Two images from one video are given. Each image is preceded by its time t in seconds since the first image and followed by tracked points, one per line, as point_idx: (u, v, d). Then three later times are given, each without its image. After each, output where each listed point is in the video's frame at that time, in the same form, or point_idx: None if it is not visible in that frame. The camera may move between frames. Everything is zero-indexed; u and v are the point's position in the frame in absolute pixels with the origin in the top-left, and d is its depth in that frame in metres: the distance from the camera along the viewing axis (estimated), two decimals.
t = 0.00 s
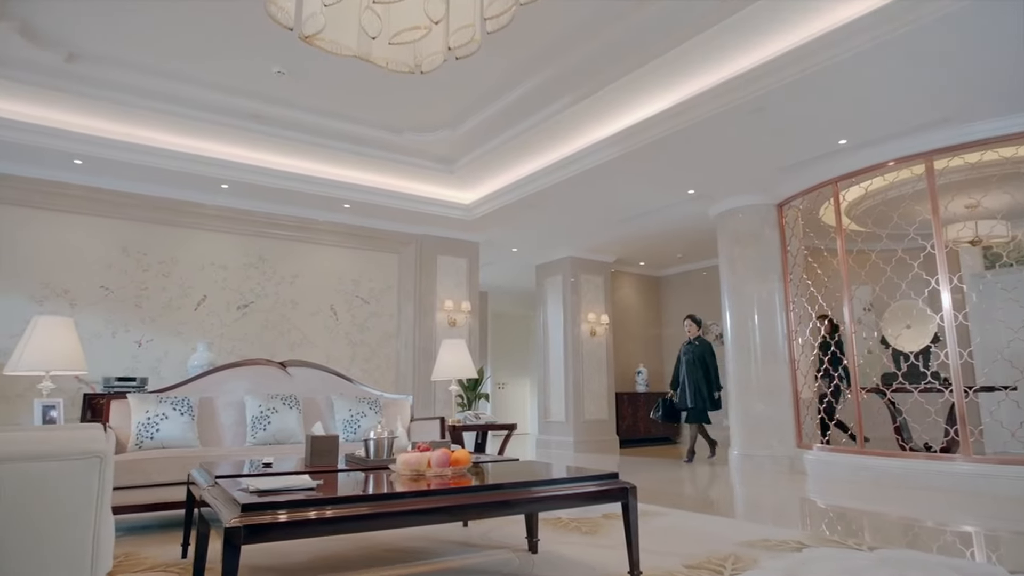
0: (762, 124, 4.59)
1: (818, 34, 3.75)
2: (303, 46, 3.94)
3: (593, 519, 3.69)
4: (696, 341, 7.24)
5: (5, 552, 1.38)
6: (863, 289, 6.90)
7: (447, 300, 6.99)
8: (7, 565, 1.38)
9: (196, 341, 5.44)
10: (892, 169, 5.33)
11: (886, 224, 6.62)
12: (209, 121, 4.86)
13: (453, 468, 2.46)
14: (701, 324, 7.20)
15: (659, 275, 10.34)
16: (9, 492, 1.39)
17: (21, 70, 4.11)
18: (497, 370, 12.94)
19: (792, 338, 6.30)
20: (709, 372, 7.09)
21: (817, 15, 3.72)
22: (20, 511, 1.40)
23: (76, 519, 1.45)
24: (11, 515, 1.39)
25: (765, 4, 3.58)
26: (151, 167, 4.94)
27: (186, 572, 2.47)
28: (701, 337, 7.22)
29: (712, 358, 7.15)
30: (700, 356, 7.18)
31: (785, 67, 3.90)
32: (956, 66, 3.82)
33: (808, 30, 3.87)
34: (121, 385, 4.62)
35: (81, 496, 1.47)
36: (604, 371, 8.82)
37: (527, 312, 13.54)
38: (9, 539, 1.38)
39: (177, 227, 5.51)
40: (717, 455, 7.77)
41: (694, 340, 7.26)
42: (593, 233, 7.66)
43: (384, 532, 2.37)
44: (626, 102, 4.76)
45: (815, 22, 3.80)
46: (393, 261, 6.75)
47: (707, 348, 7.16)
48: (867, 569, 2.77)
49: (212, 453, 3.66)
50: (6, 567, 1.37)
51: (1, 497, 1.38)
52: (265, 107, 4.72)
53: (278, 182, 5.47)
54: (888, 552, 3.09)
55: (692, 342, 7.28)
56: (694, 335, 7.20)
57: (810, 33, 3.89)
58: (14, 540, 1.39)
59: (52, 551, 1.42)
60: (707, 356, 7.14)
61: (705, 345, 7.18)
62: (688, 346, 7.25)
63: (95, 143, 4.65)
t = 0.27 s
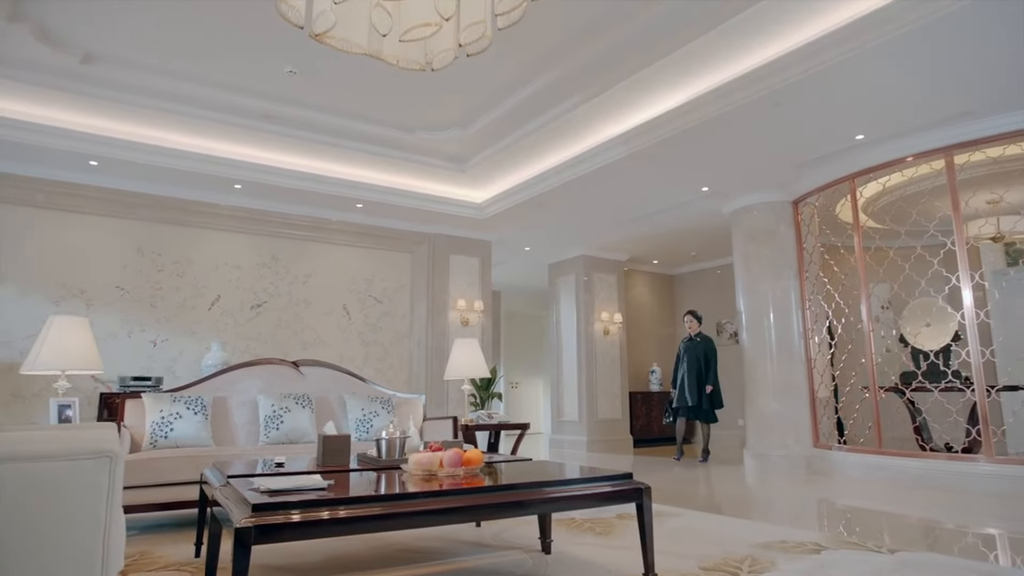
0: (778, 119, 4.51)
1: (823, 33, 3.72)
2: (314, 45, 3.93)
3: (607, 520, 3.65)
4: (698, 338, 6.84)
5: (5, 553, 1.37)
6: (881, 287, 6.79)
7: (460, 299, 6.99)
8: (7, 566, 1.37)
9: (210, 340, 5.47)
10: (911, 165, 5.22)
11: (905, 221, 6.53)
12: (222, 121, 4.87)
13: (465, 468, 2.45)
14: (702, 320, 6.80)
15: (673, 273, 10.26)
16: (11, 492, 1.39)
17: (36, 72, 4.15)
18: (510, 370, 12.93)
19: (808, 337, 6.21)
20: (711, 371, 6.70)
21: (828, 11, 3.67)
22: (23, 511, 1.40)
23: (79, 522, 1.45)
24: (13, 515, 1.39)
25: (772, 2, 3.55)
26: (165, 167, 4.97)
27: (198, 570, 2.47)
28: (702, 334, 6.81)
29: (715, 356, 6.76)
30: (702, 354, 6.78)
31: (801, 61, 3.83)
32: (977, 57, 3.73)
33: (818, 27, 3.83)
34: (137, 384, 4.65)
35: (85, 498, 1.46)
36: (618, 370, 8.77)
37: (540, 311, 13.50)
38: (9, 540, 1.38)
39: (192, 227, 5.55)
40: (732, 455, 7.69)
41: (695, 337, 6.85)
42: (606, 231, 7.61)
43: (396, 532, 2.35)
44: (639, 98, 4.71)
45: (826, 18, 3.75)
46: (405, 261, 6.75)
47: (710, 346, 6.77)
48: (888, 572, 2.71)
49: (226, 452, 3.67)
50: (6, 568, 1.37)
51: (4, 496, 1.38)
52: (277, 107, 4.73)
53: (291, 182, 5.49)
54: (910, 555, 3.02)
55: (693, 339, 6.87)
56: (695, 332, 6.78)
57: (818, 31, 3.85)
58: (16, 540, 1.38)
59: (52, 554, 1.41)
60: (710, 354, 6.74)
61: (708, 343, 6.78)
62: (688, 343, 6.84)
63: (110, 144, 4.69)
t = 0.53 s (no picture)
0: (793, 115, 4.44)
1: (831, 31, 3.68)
2: (323, 43, 3.92)
3: (620, 520, 3.62)
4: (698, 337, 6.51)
5: (7, 553, 1.36)
6: (897, 285, 6.69)
7: (471, 298, 6.98)
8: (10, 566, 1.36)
9: (223, 340, 5.50)
10: (928, 161, 5.13)
11: (922, 218, 6.42)
12: (234, 121, 4.89)
13: (476, 468, 2.43)
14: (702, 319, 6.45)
15: (685, 272, 10.19)
16: (9, 491, 1.38)
17: (49, 73, 4.18)
18: (521, 369, 12.91)
19: (823, 336, 6.14)
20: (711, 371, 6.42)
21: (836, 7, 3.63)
22: (25, 513, 1.39)
23: (80, 520, 1.44)
24: (14, 513, 1.38)
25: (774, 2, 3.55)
26: (177, 168, 5.00)
27: (209, 570, 2.46)
28: (702, 333, 6.46)
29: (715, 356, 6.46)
30: (703, 354, 6.46)
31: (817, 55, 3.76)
32: (998, 50, 3.65)
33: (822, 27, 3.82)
34: (151, 383, 4.68)
35: (89, 497, 1.45)
36: (630, 369, 8.72)
37: (552, 311, 13.47)
38: (13, 540, 1.37)
39: (204, 227, 5.58)
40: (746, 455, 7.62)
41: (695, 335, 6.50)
42: (618, 230, 7.57)
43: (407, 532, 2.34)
44: (651, 96, 4.66)
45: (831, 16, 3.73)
46: (417, 260, 6.74)
47: (711, 345, 6.46)
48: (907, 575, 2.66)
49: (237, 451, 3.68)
50: (10, 568, 1.37)
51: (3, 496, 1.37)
52: (287, 107, 4.74)
53: (302, 182, 5.50)
54: (930, 558, 2.96)
55: (692, 339, 6.52)
56: (696, 331, 6.44)
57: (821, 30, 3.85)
58: (20, 538, 1.38)
59: (54, 553, 1.40)
60: (711, 353, 6.43)
61: (709, 342, 6.47)
62: (687, 343, 6.50)
63: (123, 145, 4.72)
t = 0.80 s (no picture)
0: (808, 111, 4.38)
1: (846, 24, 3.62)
2: (333, 43, 3.92)
3: (633, 521, 3.59)
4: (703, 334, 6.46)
5: (9, 553, 1.36)
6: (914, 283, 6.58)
7: (483, 298, 6.97)
8: (13, 566, 1.36)
9: (236, 340, 5.53)
10: (946, 156, 5.03)
11: (940, 215, 6.30)
12: (246, 122, 4.91)
13: (487, 468, 2.41)
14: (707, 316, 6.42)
15: (698, 270, 10.11)
16: (13, 491, 1.38)
17: (63, 76, 4.21)
18: (533, 368, 12.89)
19: (838, 335, 6.05)
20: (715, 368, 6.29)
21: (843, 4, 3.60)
22: (32, 513, 1.39)
23: (83, 519, 1.43)
24: (14, 513, 1.37)
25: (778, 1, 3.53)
26: (190, 168, 5.03)
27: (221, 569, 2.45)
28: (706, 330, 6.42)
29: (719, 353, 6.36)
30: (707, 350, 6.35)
31: (831, 50, 3.70)
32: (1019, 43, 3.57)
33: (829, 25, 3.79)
34: (164, 383, 4.72)
35: (91, 496, 1.45)
36: (643, 369, 8.66)
37: (564, 310, 13.43)
38: (22, 540, 1.37)
39: (217, 228, 5.61)
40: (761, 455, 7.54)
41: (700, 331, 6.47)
42: (630, 229, 7.52)
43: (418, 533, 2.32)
44: (663, 93, 4.61)
45: (839, 14, 3.69)
46: (428, 259, 6.74)
47: (716, 342, 6.36)
48: None
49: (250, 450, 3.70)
50: (18, 567, 1.36)
51: (4, 496, 1.37)
52: (298, 107, 4.75)
53: (313, 182, 5.51)
54: (951, 560, 2.90)
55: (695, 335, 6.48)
56: (700, 326, 6.34)
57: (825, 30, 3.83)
58: (22, 537, 1.37)
59: (56, 552, 1.40)
60: (716, 350, 6.33)
61: (714, 339, 6.38)
62: (691, 338, 6.41)
63: (137, 146, 4.76)
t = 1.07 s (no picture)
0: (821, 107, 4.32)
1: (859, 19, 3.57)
2: (342, 42, 3.92)
3: (644, 522, 3.55)
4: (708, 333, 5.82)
5: (16, 553, 1.36)
6: (930, 281, 6.48)
7: (493, 297, 6.96)
8: (15, 566, 1.35)
9: (247, 340, 5.55)
10: (963, 152, 4.93)
11: (957, 212, 6.20)
12: (256, 122, 4.92)
13: (497, 468, 2.39)
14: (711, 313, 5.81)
15: (709, 269, 10.04)
16: (16, 492, 1.37)
17: (75, 78, 4.24)
18: (544, 368, 12.87)
19: (852, 334, 5.98)
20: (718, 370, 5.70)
21: (847, 4, 3.60)
22: (38, 513, 1.39)
23: (86, 519, 1.42)
24: (16, 512, 1.37)
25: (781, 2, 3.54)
26: (202, 169, 5.06)
27: (231, 569, 2.45)
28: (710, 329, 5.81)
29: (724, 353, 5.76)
30: (711, 351, 5.75)
31: (845, 45, 3.65)
32: None
33: (832, 26, 3.80)
34: (176, 382, 4.74)
35: (100, 496, 1.44)
36: (654, 368, 8.61)
37: (574, 310, 13.40)
38: (28, 540, 1.37)
39: (228, 228, 5.64)
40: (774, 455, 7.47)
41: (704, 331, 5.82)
42: (641, 228, 7.48)
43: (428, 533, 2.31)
44: (674, 90, 4.57)
45: (844, 13, 3.69)
46: (438, 259, 6.74)
47: (721, 343, 5.75)
48: None
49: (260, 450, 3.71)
50: (26, 568, 1.36)
51: (7, 496, 1.36)
52: (308, 107, 4.75)
53: (323, 182, 5.52)
54: (970, 564, 2.85)
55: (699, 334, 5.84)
56: (703, 325, 5.78)
57: (830, 30, 3.83)
58: (27, 537, 1.37)
59: (58, 552, 1.39)
60: (720, 351, 5.72)
61: (719, 339, 5.77)
62: (693, 338, 5.81)
63: (148, 147, 4.78)
